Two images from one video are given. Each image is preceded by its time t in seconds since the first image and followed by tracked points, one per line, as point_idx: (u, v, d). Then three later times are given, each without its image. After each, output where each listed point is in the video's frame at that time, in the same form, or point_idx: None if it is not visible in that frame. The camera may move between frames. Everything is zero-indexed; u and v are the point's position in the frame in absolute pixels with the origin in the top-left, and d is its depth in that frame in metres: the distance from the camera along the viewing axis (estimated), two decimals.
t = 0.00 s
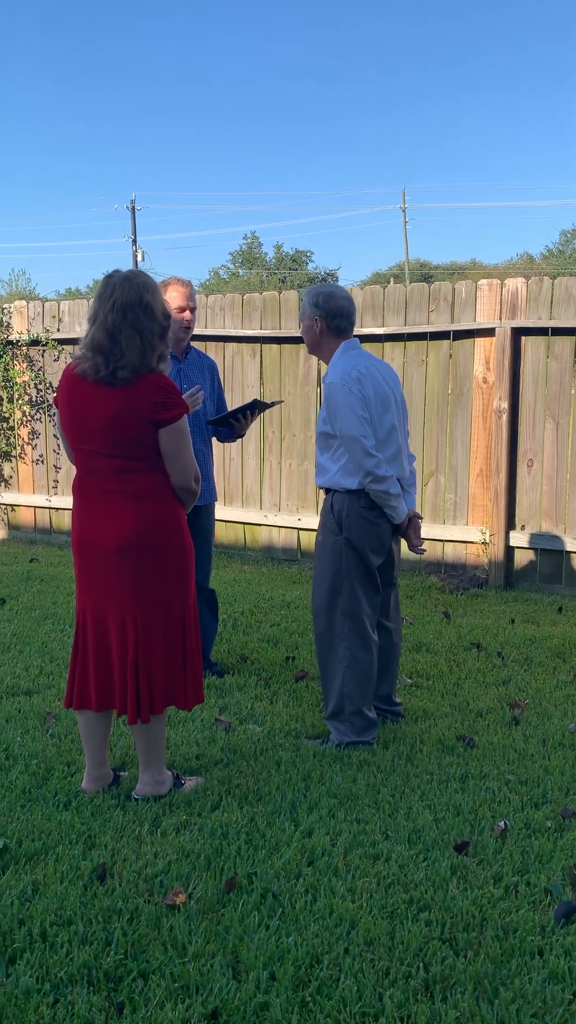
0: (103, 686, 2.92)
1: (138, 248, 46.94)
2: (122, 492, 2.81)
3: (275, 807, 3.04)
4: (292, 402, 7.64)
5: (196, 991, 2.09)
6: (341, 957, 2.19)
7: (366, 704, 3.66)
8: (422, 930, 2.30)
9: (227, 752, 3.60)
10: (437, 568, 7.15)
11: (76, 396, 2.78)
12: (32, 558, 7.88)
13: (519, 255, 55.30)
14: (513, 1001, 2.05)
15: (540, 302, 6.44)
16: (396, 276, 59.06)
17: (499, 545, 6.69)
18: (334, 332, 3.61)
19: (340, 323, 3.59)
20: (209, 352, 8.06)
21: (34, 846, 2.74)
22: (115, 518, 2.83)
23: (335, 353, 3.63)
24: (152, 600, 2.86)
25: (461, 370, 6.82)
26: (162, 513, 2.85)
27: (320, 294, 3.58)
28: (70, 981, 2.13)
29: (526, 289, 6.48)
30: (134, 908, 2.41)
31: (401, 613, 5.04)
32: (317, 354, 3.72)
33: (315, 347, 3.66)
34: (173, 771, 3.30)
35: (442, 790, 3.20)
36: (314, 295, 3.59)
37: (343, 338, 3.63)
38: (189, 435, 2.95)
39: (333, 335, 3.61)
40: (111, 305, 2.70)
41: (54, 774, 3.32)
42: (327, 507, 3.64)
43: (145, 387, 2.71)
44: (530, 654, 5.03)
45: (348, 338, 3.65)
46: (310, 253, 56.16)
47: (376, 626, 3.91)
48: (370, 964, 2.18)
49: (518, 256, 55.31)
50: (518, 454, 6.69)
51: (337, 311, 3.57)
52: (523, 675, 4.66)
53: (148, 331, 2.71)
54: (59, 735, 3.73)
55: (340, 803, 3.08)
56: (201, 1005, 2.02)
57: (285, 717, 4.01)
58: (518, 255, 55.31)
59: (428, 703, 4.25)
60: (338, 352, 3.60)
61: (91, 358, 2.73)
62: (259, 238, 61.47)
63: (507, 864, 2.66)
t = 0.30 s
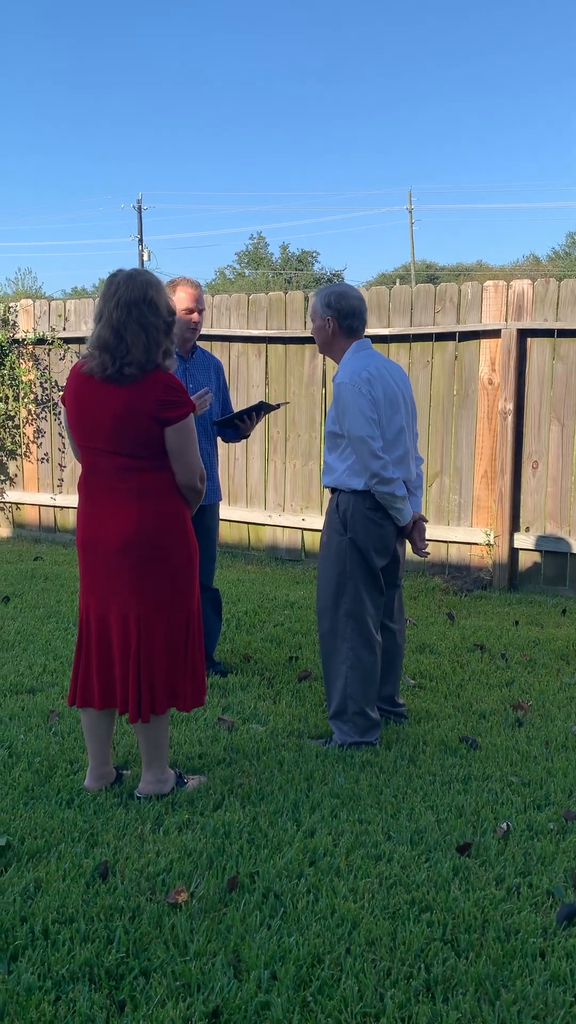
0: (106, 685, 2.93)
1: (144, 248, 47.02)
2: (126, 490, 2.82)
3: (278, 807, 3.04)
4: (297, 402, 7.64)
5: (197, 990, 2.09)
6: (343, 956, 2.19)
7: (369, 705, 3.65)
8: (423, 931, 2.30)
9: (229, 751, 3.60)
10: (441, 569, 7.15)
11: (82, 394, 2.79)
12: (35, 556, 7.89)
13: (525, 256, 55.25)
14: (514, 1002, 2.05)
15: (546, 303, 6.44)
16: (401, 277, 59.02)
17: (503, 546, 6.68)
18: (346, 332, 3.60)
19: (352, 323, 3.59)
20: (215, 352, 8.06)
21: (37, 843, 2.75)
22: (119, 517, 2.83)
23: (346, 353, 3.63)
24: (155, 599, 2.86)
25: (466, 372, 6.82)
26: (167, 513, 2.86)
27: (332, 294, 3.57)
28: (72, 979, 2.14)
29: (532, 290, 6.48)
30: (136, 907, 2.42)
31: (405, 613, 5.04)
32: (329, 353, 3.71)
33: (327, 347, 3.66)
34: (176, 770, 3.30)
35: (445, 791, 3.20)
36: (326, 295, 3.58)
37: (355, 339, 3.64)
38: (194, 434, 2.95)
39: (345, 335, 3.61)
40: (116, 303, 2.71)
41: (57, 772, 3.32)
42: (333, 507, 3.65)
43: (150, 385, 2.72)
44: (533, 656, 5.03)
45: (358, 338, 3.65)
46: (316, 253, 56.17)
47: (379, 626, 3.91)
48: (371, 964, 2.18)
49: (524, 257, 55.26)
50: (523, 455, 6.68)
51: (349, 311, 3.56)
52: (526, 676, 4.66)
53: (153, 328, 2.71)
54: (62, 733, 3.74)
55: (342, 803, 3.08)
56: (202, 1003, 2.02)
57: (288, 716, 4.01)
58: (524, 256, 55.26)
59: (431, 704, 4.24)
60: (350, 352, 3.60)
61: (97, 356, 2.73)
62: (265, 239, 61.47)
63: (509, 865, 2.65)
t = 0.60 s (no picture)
0: (107, 683, 2.93)
1: (145, 246, 46.98)
2: (128, 488, 2.82)
3: (278, 806, 3.04)
4: (298, 400, 7.63)
5: (196, 988, 2.09)
6: (342, 955, 2.19)
7: (369, 704, 3.66)
8: (423, 930, 2.30)
9: (229, 749, 3.60)
10: (440, 569, 7.14)
11: (84, 393, 2.79)
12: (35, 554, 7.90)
13: (525, 256, 55.26)
14: (513, 1001, 2.05)
15: (547, 303, 6.43)
16: (402, 277, 58.99)
17: (503, 546, 6.68)
18: (351, 330, 3.61)
19: (357, 322, 3.59)
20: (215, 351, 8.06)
21: (36, 841, 2.75)
22: (121, 517, 2.83)
23: (351, 352, 3.63)
24: (158, 599, 2.86)
25: (467, 371, 6.82)
26: (169, 513, 2.86)
27: (338, 289, 3.57)
28: (71, 976, 2.14)
29: (533, 290, 6.47)
30: (135, 905, 2.42)
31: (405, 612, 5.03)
32: (333, 351, 3.71)
33: (332, 345, 3.66)
34: (176, 768, 3.31)
35: (444, 791, 3.20)
36: (332, 290, 3.58)
37: (359, 337, 3.64)
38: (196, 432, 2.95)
39: (350, 333, 3.61)
40: (118, 301, 2.70)
41: (56, 770, 3.32)
42: (333, 506, 3.65)
43: (153, 384, 2.72)
44: (533, 655, 5.03)
45: (363, 336, 3.65)
46: (316, 252, 56.16)
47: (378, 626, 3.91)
48: (370, 963, 2.18)
49: (524, 257, 55.26)
50: (523, 455, 6.68)
51: (354, 309, 3.56)
52: (526, 676, 4.66)
53: (155, 326, 2.71)
54: (62, 731, 3.74)
55: (342, 802, 3.08)
56: (202, 1002, 2.02)
57: (288, 715, 4.02)
58: (524, 256, 55.26)
59: (431, 703, 4.25)
60: (354, 352, 3.60)
61: (99, 354, 2.73)
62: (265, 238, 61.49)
63: (508, 865, 2.65)
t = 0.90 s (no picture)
0: (104, 682, 2.92)
1: (136, 244, 46.91)
2: (125, 487, 2.81)
3: (273, 804, 3.04)
4: (291, 398, 7.62)
5: (193, 987, 2.09)
6: (339, 954, 2.19)
7: (364, 702, 3.66)
8: (419, 928, 2.30)
9: (224, 748, 3.60)
10: (434, 567, 7.15)
11: (81, 391, 2.78)
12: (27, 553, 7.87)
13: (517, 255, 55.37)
14: (510, 1000, 2.05)
15: (540, 302, 6.44)
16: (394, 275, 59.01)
17: (496, 545, 6.70)
18: (346, 328, 3.60)
19: (353, 320, 3.58)
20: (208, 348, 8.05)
21: (31, 841, 2.74)
22: (118, 517, 2.82)
23: (346, 350, 3.63)
24: (155, 598, 2.85)
25: (460, 370, 6.82)
26: (167, 512, 2.85)
27: (334, 287, 3.56)
28: (68, 976, 2.13)
29: (526, 289, 6.48)
30: (131, 904, 2.41)
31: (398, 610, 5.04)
32: (329, 349, 3.71)
33: (327, 342, 3.66)
34: (171, 767, 3.30)
35: (439, 789, 3.20)
36: (327, 288, 3.57)
37: (355, 335, 3.64)
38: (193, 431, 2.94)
39: (345, 331, 3.61)
40: (115, 299, 2.69)
41: (50, 770, 3.31)
42: (328, 504, 3.65)
43: (151, 382, 2.71)
44: (526, 654, 5.04)
45: (358, 335, 3.65)
46: (309, 250, 56.13)
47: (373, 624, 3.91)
48: (367, 961, 2.18)
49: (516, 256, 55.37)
50: (516, 454, 6.69)
51: (350, 307, 3.55)
52: (519, 674, 4.67)
53: (153, 324, 2.71)
54: (56, 730, 3.73)
55: (338, 800, 3.08)
56: (199, 1001, 2.02)
57: (282, 713, 4.01)
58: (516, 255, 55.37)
59: (425, 701, 4.25)
60: (349, 350, 3.59)
61: (96, 352, 2.72)
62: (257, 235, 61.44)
63: (504, 863, 2.66)
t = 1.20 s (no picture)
0: (93, 678, 2.90)
1: (119, 238, 46.67)
2: (114, 482, 2.79)
3: (261, 799, 3.03)
4: (277, 394, 7.61)
5: (182, 983, 2.08)
6: (328, 949, 2.20)
7: (351, 698, 3.66)
8: (408, 922, 2.30)
9: (211, 743, 3.59)
10: (419, 562, 7.17)
11: (69, 386, 2.76)
12: (11, 549, 7.81)
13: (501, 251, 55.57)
14: (499, 992, 2.06)
15: (525, 297, 6.46)
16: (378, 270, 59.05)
17: (481, 540, 6.72)
18: (332, 323, 3.60)
19: (339, 315, 3.58)
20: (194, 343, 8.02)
21: (18, 838, 2.72)
22: (107, 513, 2.80)
23: (333, 345, 3.62)
24: (144, 594, 2.84)
25: (445, 366, 6.83)
26: (156, 508, 2.84)
27: (320, 282, 3.55)
28: (56, 973, 2.12)
29: (511, 285, 6.49)
30: (119, 900, 2.40)
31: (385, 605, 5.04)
32: (315, 343, 3.70)
33: (313, 337, 3.65)
34: (158, 763, 3.29)
35: (427, 783, 3.21)
36: (313, 282, 3.56)
37: (341, 330, 3.63)
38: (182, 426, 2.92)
39: (332, 326, 3.60)
40: (104, 294, 2.67)
41: (37, 766, 3.29)
42: (315, 500, 3.64)
43: (140, 377, 2.69)
44: (512, 648, 5.06)
45: (345, 330, 3.64)
46: (293, 245, 56.06)
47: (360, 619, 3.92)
48: (356, 956, 2.19)
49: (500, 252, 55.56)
50: (501, 449, 6.71)
51: (336, 302, 3.55)
52: (505, 668, 4.69)
53: (142, 320, 2.69)
54: (42, 727, 3.70)
55: (325, 795, 3.08)
56: (188, 998, 2.02)
57: (270, 709, 4.01)
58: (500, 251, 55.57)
59: (412, 696, 4.27)
60: (336, 345, 3.59)
61: (85, 347, 2.70)
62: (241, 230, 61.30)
63: (492, 856, 2.67)
